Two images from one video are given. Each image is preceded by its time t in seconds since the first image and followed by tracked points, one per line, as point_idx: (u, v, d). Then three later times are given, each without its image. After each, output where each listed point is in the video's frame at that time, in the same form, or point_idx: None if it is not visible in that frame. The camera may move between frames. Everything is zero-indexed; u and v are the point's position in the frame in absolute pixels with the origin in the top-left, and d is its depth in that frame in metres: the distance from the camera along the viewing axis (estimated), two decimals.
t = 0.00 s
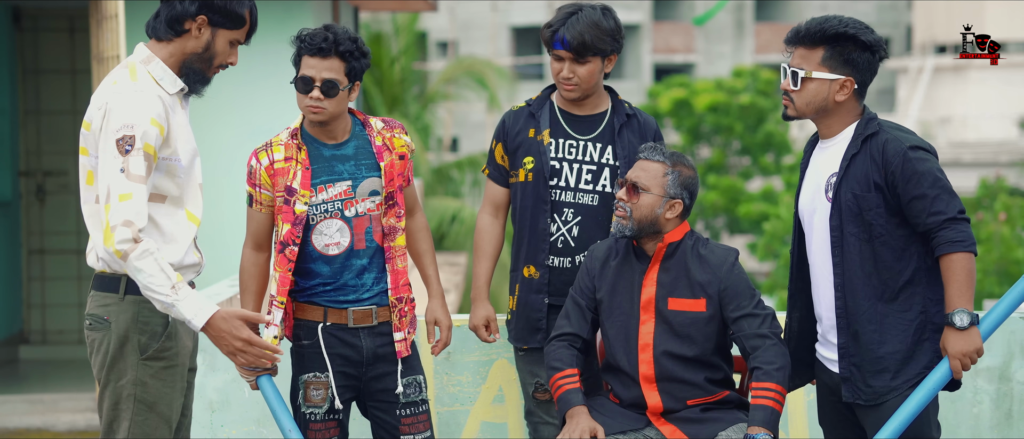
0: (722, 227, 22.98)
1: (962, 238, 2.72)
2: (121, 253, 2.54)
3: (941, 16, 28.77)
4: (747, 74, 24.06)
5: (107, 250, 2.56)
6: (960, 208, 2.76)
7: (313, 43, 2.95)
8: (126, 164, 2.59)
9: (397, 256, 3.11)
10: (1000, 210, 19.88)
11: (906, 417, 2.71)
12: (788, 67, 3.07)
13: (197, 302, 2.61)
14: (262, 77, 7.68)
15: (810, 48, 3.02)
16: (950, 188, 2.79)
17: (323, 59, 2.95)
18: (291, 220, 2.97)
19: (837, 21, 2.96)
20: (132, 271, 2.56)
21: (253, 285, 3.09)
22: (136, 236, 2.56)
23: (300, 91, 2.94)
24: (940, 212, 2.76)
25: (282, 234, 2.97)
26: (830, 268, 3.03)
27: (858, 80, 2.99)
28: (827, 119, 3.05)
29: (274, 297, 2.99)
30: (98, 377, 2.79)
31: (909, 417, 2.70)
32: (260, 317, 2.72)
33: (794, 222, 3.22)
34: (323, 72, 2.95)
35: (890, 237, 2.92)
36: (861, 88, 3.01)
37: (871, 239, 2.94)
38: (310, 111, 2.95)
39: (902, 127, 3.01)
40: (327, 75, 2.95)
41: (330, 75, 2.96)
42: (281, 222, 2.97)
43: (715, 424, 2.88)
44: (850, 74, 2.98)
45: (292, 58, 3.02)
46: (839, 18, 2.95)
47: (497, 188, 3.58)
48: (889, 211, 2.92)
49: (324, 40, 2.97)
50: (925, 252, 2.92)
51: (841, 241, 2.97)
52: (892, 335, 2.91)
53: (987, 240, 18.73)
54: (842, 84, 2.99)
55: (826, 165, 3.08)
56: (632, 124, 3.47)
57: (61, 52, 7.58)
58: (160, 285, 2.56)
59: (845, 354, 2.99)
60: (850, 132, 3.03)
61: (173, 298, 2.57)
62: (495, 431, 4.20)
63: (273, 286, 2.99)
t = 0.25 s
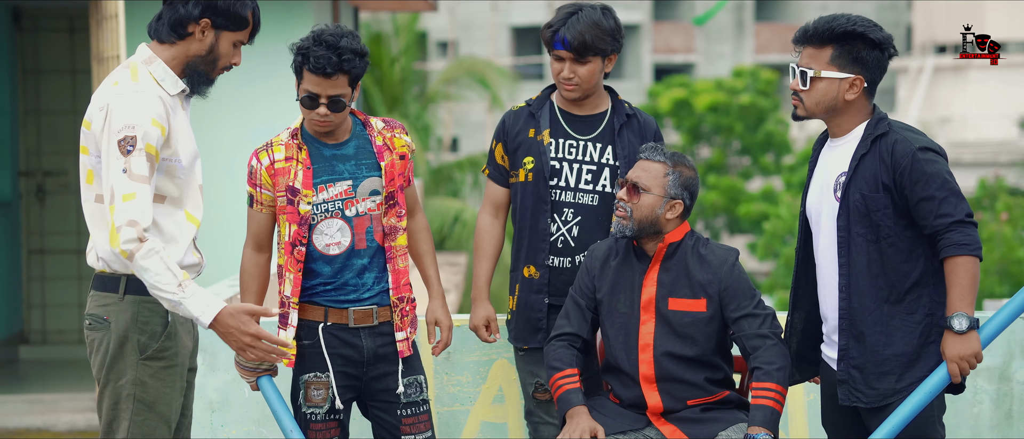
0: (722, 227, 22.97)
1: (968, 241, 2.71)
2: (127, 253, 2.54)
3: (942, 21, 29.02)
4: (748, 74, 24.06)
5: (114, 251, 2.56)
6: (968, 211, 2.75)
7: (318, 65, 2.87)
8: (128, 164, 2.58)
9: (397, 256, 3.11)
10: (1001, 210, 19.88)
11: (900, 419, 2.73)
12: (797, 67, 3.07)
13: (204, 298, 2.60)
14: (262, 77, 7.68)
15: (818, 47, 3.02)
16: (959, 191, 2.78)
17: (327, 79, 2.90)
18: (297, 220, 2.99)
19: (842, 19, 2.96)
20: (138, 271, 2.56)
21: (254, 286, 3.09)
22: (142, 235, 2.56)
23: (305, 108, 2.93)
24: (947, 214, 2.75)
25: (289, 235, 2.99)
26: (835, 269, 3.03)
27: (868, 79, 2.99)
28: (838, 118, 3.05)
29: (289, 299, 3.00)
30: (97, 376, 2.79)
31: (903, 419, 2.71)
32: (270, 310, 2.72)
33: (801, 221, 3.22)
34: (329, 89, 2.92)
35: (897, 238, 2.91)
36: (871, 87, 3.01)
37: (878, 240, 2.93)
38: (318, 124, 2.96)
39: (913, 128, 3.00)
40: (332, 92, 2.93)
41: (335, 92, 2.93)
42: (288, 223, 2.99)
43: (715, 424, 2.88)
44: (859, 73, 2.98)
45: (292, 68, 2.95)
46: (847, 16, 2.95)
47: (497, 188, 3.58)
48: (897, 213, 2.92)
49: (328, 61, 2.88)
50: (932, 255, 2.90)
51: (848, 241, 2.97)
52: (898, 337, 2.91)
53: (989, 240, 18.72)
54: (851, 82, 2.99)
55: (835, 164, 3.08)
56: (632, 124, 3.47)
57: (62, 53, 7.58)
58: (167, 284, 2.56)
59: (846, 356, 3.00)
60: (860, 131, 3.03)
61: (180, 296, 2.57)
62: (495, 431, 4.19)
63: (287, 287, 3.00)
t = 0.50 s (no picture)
0: (722, 227, 22.96)
1: (973, 244, 2.71)
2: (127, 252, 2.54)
3: (941, 18, 28.80)
4: (747, 74, 24.07)
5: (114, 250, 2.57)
6: (973, 214, 2.75)
7: (320, 67, 2.87)
8: (133, 164, 2.58)
9: (398, 256, 3.11)
10: (1002, 210, 19.89)
11: (892, 417, 2.72)
12: (802, 67, 3.08)
13: (204, 294, 2.58)
14: (262, 77, 7.69)
15: (824, 47, 3.02)
16: (964, 193, 2.78)
17: (330, 81, 2.90)
18: (300, 220, 2.99)
19: (846, 19, 2.96)
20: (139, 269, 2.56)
21: (254, 287, 3.09)
22: (141, 234, 2.55)
23: (307, 109, 2.92)
24: (951, 217, 2.75)
25: (295, 235, 3.00)
26: (839, 270, 3.04)
27: (873, 79, 2.99)
28: (843, 118, 3.05)
29: (303, 300, 3.00)
30: (99, 376, 2.79)
31: (894, 416, 2.71)
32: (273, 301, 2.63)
33: (806, 222, 3.22)
34: (331, 91, 2.92)
35: (902, 240, 2.91)
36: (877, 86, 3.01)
37: (883, 242, 2.94)
38: (320, 125, 2.96)
39: (919, 129, 3.00)
40: (334, 94, 2.92)
41: (337, 93, 2.93)
42: (291, 223, 3.00)
43: (716, 424, 2.88)
44: (864, 72, 2.98)
45: (294, 69, 2.95)
46: (852, 16, 2.95)
47: (497, 188, 3.58)
48: (902, 215, 2.92)
49: (331, 62, 2.88)
50: (937, 257, 2.90)
51: (853, 243, 2.98)
52: (903, 339, 2.91)
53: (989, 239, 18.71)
54: (857, 82, 2.99)
55: (841, 165, 3.08)
56: (632, 124, 3.46)
57: (62, 52, 7.58)
58: (165, 281, 2.55)
59: (849, 357, 3.00)
60: (866, 132, 3.03)
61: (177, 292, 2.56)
62: (495, 431, 4.20)
63: (302, 288, 3.01)
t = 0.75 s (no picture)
0: (722, 227, 22.96)
1: (974, 246, 2.70)
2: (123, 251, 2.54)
3: (941, 18, 28.89)
4: (747, 74, 24.07)
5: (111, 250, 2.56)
6: (974, 215, 2.74)
7: (320, 65, 2.87)
8: (132, 165, 2.58)
9: (398, 256, 3.11)
10: (1002, 210, 19.91)
11: (896, 421, 2.72)
12: (803, 67, 3.08)
13: (208, 288, 2.60)
14: (263, 77, 7.68)
15: (825, 47, 3.02)
16: (965, 195, 2.78)
17: (330, 79, 2.90)
18: (299, 221, 2.99)
19: (846, 19, 2.96)
20: (139, 268, 2.56)
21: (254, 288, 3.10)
22: (139, 234, 2.55)
23: (306, 108, 2.92)
24: (952, 218, 2.74)
25: (294, 236, 3.00)
26: (839, 269, 3.04)
27: (874, 79, 2.99)
28: (844, 119, 3.05)
29: (303, 300, 3.01)
30: (102, 376, 2.79)
31: (897, 421, 2.71)
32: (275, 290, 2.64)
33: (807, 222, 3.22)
34: (331, 89, 2.92)
35: (903, 242, 2.91)
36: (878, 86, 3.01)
37: (883, 243, 2.93)
38: (319, 124, 2.96)
39: (920, 131, 3.00)
40: (333, 92, 2.93)
41: (337, 92, 2.93)
42: (292, 224, 2.99)
43: (716, 424, 2.88)
44: (866, 72, 2.98)
45: (294, 68, 2.95)
46: (854, 15, 2.95)
47: (497, 187, 3.58)
48: (903, 216, 2.92)
49: (332, 60, 2.88)
50: (938, 258, 2.90)
51: (853, 244, 2.98)
52: (904, 340, 2.91)
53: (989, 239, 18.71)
54: (858, 82, 2.99)
55: (841, 166, 3.08)
56: (632, 123, 3.46)
57: (62, 52, 7.58)
58: (168, 278, 2.56)
59: (851, 358, 3.00)
60: (867, 133, 3.03)
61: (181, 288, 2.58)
62: (495, 431, 4.19)
63: (301, 289, 3.01)
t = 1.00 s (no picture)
0: (722, 227, 22.97)
1: (974, 244, 2.70)
2: (121, 251, 2.52)
3: (941, 16, 28.80)
4: (747, 74, 24.08)
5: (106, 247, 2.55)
6: (974, 214, 2.75)
7: (317, 60, 2.88)
8: (133, 164, 2.58)
9: (398, 256, 3.12)
10: (1002, 210, 19.93)
11: (899, 421, 2.73)
12: (802, 67, 3.08)
13: (206, 292, 2.62)
14: (262, 77, 7.69)
15: (824, 47, 3.02)
16: (965, 194, 2.78)
17: (327, 74, 2.91)
18: (298, 222, 2.99)
19: (847, 18, 2.96)
20: (135, 268, 2.55)
21: (254, 289, 3.10)
22: (138, 234, 2.54)
23: (303, 103, 2.92)
24: (952, 217, 2.74)
25: (291, 237, 3.00)
26: (839, 269, 3.04)
27: (873, 79, 2.99)
28: (843, 119, 3.05)
29: (293, 302, 3.01)
30: (103, 377, 2.79)
31: (902, 420, 2.71)
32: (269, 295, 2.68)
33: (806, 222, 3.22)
34: (328, 84, 2.92)
35: (902, 241, 2.91)
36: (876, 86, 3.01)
37: (883, 243, 2.93)
38: (314, 121, 2.95)
39: (920, 130, 3.00)
40: (330, 88, 2.93)
41: (334, 88, 2.94)
42: (290, 225, 2.99)
43: (715, 424, 2.88)
44: (864, 72, 2.97)
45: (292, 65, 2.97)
46: (852, 15, 2.95)
47: (497, 187, 3.58)
48: (903, 215, 2.92)
49: (328, 55, 2.89)
50: (937, 258, 2.90)
51: (853, 243, 2.98)
52: (903, 339, 2.91)
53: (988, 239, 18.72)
54: (857, 82, 2.98)
55: (841, 166, 3.08)
56: (632, 123, 3.46)
57: (62, 52, 7.58)
58: (166, 279, 2.56)
59: (851, 357, 3.00)
60: (866, 132, 3.03)
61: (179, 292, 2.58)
62: (495, 431, 4.19)
63: (291, 290, 3.00)
